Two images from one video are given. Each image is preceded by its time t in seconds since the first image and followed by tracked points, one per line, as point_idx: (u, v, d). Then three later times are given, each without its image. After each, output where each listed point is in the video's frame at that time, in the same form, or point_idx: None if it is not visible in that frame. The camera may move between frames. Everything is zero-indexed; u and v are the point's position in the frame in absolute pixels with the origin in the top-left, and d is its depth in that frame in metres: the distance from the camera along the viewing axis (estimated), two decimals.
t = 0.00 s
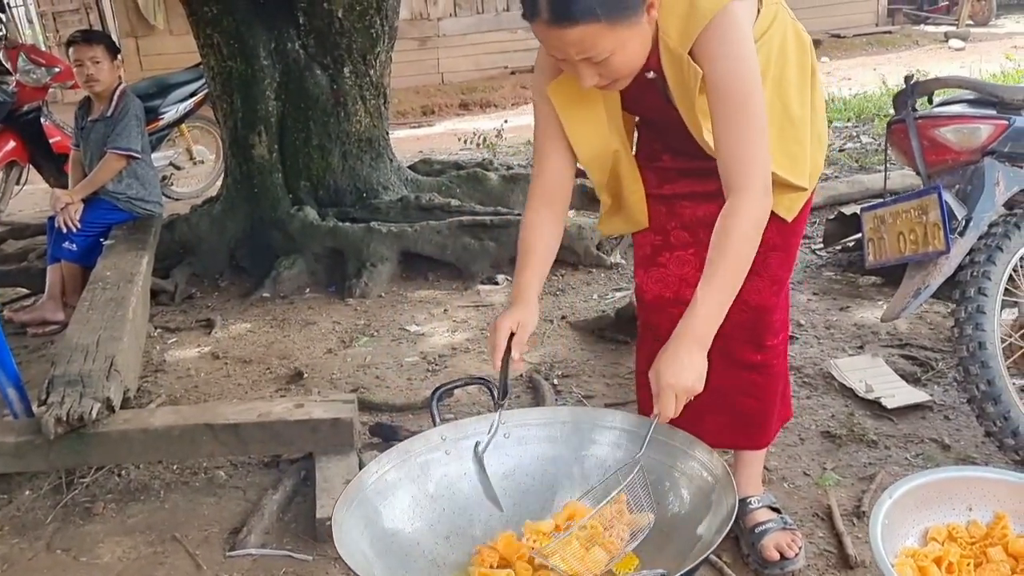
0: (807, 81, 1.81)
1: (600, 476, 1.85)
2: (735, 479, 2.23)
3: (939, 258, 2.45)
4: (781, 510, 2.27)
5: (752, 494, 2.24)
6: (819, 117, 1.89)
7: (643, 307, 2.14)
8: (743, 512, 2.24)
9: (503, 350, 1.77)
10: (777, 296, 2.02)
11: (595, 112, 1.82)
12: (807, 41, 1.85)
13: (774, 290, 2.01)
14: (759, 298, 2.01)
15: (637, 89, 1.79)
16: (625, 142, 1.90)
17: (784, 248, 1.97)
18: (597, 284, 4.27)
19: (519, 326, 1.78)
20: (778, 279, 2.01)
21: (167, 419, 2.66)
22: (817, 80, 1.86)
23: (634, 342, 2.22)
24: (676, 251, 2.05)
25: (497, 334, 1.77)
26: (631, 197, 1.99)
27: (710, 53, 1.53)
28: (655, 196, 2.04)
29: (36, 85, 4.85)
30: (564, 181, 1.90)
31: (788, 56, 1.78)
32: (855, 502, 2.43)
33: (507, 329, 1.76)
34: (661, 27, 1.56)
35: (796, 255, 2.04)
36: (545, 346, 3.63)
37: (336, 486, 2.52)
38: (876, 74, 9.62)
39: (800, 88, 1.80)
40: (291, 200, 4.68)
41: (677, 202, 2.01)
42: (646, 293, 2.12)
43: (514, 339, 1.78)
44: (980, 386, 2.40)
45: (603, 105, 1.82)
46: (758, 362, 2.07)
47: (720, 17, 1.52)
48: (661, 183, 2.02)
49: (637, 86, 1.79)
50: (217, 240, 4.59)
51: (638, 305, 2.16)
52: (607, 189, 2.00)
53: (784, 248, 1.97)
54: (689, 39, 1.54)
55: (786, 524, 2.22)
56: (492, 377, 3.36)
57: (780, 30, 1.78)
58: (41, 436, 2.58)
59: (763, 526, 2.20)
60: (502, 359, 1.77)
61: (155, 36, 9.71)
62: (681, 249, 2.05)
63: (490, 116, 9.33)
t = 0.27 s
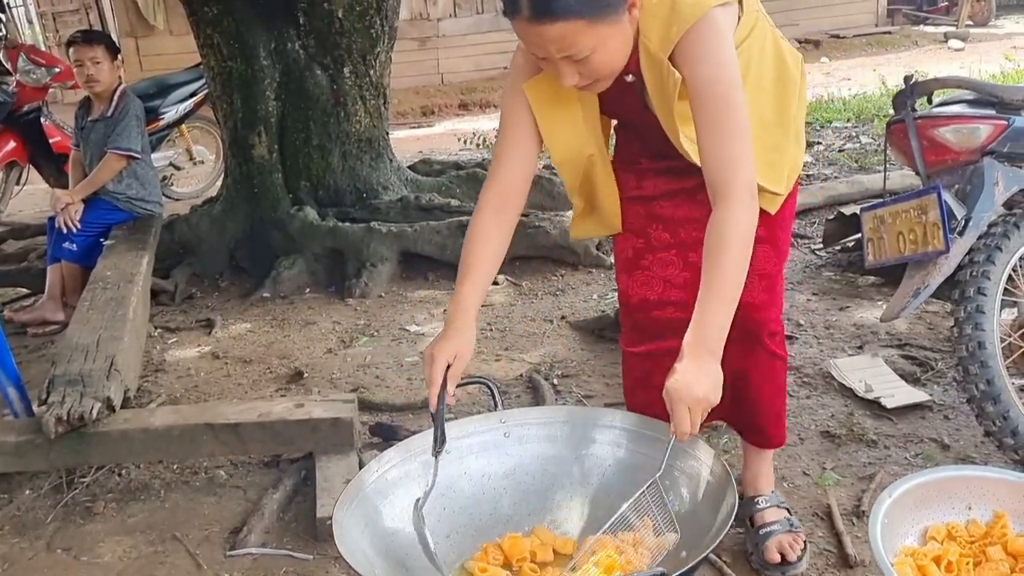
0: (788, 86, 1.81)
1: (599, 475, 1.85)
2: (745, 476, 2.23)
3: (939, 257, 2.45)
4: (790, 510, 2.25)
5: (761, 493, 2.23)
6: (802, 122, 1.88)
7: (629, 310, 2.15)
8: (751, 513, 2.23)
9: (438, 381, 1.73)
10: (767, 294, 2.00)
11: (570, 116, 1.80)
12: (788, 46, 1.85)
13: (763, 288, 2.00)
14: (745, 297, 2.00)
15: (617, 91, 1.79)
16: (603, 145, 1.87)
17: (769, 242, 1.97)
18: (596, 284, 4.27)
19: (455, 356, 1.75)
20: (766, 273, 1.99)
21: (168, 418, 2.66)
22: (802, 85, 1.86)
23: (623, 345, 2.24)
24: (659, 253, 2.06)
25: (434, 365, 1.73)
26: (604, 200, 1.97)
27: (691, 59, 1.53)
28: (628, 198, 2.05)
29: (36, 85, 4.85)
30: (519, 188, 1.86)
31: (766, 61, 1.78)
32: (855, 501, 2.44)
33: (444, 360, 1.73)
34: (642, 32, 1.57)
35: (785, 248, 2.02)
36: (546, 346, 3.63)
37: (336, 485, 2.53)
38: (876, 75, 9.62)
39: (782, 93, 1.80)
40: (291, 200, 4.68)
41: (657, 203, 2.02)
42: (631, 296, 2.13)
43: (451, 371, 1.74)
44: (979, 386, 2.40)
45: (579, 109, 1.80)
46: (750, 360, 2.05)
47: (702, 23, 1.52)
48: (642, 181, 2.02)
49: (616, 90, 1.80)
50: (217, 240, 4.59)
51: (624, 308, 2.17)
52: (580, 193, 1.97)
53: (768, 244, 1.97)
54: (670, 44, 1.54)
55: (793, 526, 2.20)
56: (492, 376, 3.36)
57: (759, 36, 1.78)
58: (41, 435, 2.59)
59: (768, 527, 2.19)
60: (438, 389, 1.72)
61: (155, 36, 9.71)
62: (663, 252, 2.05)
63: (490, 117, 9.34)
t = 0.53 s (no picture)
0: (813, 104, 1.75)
1: (603, 475, 1.86)
2: (767, 507, 2.11)
3: (942, 258, 2.46)
4: (810, 549, 2.11)
5: (778, 528, 2.10)
6: (824, 142, 1.82)
7: (644, 315, 2.11)
8: (765, 547, 2.11)
9: (428, 408, 1.66)
10: (785, 307, 1.92)
11: (583, 129, 1.82)
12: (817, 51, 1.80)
13: (780, 300, 1.91)
14: (762, 308, 1.92)
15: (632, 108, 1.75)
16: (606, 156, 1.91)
17: (789, 255, 1.88)
18: (598, 284, 4.28)
19: (447, 381, 1.69)
20: (785, 288, 1.90)
21: (171, 418, 2.67)
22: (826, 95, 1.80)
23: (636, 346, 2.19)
24: (676, 259, 2.00)
25: (423, 394, 1.67)
26: (600, 203, 1.96)
27: (705, 74, 1.49)
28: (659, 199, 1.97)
29: (38, 86, 4.87)
30: (525, 199, 1.82)
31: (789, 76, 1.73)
32: (857, 502, 2.44)
33: (433, 388, 1.67)
34: (656, 51, 1.52)
35: (808, 263, 1.93)
36: (548, 346, 3.64)
37: (340, 485, 2.53)
38: (877, 75, 9.64)
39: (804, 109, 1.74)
40: (293, 201, 4.69)
41: (678, 209, 1.95)
42: (646, 301, 2.08)
43: (440, 399, 1.68)
44: (981, 386, 2.41)
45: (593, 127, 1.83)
46: (769, 374, 1.97)
47: (718, 36, 1.48)
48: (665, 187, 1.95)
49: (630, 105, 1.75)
50: (220, 241, 4.60)
51: (639, 312, 2.12)
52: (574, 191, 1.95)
53: (789, 256, 1.88)
54: (685, 60, 1.50)
55: (806, 566, 2.07)
56: (495, 376, 3.37)
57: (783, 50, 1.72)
58: (46, 436, 2.59)
59: (777, 564, 2.07)
60: (429, 419, 1.67)
61: (157, 37, 9.73)
62: (680, 259, 1.99)
63: (491, 117, 9.35)
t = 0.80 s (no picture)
0: (869, 109, 1.69)
1: (609, 476, 1.86)
2: (772, 510, 2.12)
3: (946, 258, 2.47)
4: (814, 551, 2.11)
5: (783, 530, 2.11)
6: (882, 149, 1.75)
7: (680, 316, 2.09)
8: (770, 547, 2.12)
9: (446, 406, 1.68)
10: (820, 321, 1.89)
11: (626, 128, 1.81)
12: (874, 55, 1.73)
13: (816, 314, 1.88)
14: (798, 321, 1.88)
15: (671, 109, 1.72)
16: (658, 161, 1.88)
17: (831, 270, 1.85)
18: (601, 285, 4.29)
19: (460, 378, 1.69)
20: (823, 302, 1.87)
21: (177, 419, 2.68)
22: (882, 101, 1.74)
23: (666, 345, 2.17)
24: (719, 264, 1.98)
25: (439, 391, 1.68)
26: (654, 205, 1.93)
27: (742, 73, 1.44)
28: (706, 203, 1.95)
29: (42, 87, 4.89)
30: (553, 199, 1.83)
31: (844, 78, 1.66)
32: (861, 502, 2.45)
33: (448, 384, 1.68)
34: (693, 51, 1.47)
35: (849, 278, 1.90)
36: (551, 347, 3.64)
37: (345, 485, 2.54)
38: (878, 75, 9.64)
39: (857, 114, 1.67)
40: (297, 202, 4.69)
41: (729, 213, 1.92)
42: (685, 303, 2.06)
43: (455, 392, 1.69)
44: (985, 387, 2.41)
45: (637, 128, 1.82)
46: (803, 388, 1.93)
47: (758, 34, 1.43)
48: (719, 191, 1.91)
49: (671, 108, 1.72)
50: (224, 241, 4.61)
51: (677, 313, 2.10)
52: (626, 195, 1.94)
53: (831, 270, 1.85)
54: (721, 59, 1.45)
55: (811, 568, 2.07)
56: (498, 377, 3.38)
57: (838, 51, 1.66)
58: (52, 436, 2.60)
59: (782, 565, 2.08)
60: (449, 415, 1.68)
61: (159, 37, 9.75)
62: (724, 264, 1.97)
63: (492, 117, 9.36)
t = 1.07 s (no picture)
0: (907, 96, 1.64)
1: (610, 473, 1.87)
2: (775, 506, 2.12)
3: (947, 255, 2.47)
4: (816, 548, 2.11)
5: (784, 526, 2.11)
6: (922, 137, 1.71)
7: (701, 314, 2.09)
8: (771, 544, 2.12)
9: (473, 374, 1.73)
10: (840, 326, 1.87)
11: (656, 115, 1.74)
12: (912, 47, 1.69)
13: (837, 320, 1.86)
14: (818, 325, 1.87)
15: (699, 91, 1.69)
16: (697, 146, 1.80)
17: (853, 277, 1.83)
18: (602, 283, 4.28)
19: (485, 349, 1.75)
20: (843, 308, 1.85)
21: (178, 416, 2.68)
22: (918, 96, 1.69)
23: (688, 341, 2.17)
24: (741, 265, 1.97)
25: (464, 359, 1.74)
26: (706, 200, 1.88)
27: (766, 52, 1.40)
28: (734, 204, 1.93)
29: (42, 86, 4.88)
30: (577, 180, 1.87)
31: (880, 63, 1.62)
32: (862, 498, 2.45)
33: (471, 354, 1.74)
34: (717, 31, 1.44)
35: (873, 285, 1.87)
36: (552, 345, 3.64)
37: (346, 483, 2.54)
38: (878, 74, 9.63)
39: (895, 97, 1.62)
40: (298, 200, 4.70)
41: (757, 212, 1.89)
42: (707, 301, 2.07)
43: (481, 361, 1.74)
44: (986, 383, 2.42)
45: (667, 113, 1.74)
46: (822, 391, 1.92)
47: (783, 13, 1.39)
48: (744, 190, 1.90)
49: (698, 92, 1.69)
50: (224, 240, 4.61)
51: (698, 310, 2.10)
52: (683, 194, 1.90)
53: (853, 277, 1.83)
54: (744, 38, 1.41)
55: (812, 564, 2.07)
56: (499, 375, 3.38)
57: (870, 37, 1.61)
58: (53, 434, 2.60)
59: (783, 561, 2.07)
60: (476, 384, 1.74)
61: (159, 37, 9.75)
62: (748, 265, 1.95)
63: (492, 116, 9.36)
